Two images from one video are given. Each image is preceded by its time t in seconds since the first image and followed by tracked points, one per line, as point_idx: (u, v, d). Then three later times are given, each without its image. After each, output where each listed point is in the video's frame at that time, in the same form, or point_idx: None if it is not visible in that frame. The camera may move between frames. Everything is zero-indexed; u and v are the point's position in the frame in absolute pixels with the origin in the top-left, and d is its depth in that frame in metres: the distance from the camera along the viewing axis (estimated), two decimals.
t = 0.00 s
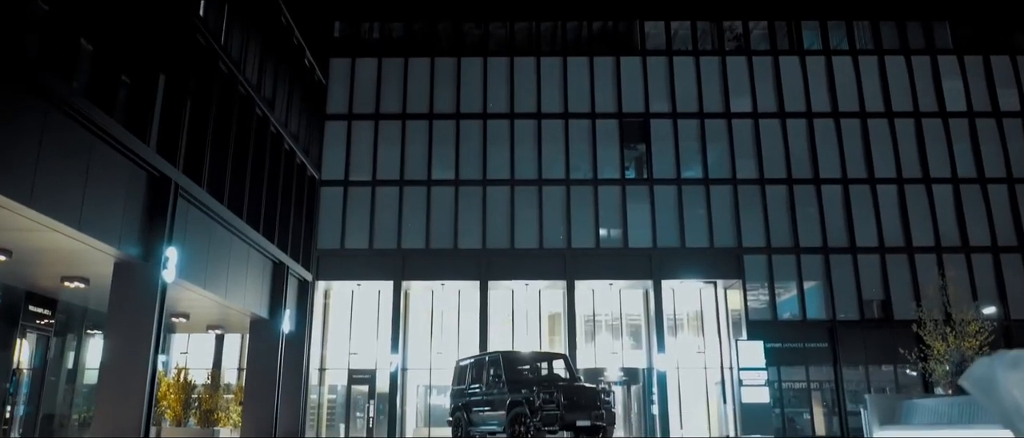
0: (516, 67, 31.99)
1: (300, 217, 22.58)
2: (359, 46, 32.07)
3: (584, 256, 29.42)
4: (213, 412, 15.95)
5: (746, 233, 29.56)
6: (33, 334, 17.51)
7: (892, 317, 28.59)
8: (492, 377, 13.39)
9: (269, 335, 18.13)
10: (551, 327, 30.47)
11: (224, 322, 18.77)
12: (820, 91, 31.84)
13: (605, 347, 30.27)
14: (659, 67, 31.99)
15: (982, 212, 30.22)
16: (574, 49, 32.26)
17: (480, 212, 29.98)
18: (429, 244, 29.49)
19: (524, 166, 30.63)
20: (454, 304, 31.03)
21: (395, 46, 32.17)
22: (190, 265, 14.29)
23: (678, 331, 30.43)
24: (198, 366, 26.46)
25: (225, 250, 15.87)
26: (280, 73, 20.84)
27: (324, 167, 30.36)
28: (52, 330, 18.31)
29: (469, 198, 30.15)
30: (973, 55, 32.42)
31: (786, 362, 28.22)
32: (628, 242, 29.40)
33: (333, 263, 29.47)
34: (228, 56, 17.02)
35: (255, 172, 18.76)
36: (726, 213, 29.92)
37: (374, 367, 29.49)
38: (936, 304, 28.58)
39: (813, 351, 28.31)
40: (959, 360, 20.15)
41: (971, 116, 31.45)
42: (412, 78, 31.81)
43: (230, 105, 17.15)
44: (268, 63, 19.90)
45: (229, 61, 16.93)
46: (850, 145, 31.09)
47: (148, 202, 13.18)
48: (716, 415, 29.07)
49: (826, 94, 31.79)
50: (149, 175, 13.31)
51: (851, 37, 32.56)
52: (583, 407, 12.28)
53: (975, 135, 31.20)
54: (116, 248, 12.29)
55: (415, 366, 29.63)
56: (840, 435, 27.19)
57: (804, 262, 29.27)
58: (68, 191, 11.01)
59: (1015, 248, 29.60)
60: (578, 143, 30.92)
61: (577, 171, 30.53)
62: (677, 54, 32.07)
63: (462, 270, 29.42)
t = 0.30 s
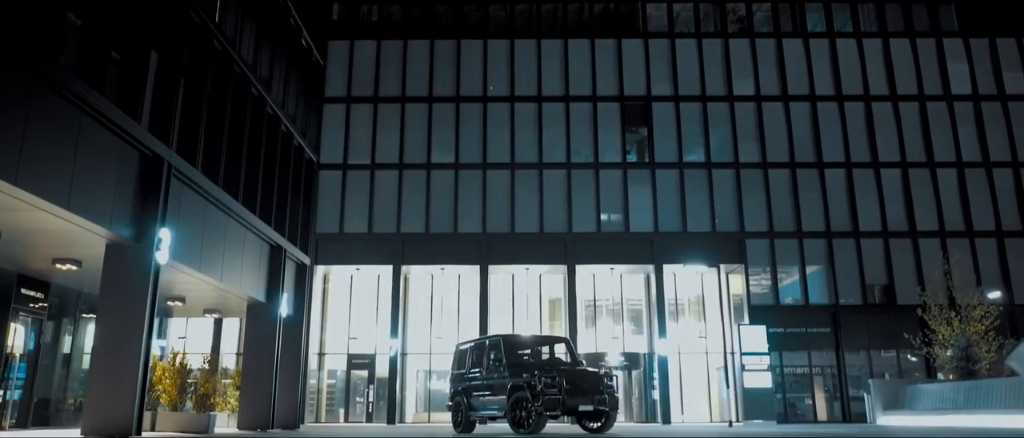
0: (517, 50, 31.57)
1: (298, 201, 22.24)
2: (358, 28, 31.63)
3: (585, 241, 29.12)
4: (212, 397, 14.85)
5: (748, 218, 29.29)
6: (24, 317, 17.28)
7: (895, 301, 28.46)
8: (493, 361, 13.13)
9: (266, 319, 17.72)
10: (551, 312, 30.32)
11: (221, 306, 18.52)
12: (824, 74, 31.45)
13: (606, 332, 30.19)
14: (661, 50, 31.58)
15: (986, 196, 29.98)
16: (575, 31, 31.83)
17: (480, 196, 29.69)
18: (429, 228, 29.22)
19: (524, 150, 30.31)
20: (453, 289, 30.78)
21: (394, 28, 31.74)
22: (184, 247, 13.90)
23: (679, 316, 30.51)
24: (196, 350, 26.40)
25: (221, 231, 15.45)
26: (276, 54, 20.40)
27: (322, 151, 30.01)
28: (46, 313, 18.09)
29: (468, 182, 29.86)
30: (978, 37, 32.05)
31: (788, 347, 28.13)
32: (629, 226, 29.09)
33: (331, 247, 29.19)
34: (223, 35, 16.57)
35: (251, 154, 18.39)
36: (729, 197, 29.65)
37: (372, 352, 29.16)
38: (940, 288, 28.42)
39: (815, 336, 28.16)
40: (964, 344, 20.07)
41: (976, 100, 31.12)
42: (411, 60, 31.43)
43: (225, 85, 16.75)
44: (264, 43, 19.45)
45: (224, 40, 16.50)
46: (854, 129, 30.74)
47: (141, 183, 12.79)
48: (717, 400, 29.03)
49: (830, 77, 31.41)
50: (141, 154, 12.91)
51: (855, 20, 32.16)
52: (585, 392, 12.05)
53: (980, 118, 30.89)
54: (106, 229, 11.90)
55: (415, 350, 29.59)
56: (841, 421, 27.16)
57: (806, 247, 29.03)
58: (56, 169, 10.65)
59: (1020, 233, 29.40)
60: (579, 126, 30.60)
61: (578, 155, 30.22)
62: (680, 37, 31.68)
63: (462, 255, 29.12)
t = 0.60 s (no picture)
0: (517, 30, 31.12)
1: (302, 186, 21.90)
2: (356, 8, 31.12)
3: (586, 223, 28.79)
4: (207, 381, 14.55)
5: (751, 200, 28.99)
6: (14, 298, 16.99)
7: (899, 285, 28.23)
8: (493, 344, 12.88)
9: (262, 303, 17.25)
10: (551, 295, 30.15)
11: (217, 288, 18.15)
12: (829, 55, 31.00)
13: (607, 315, 30.07)
14: (663, 31, 31.13)
15: (991, 179, 29.68)
16: (576, 11, 31.33)
17: (480, 178, 29.37)
18: (429, 211, 28.90)
19: (525, 132, 29.95)
20: (453, 272, 30.47)
21: (393, 8, 31.25)
22: (177, 227, 13.46)
23: (681, 300, 30.35)
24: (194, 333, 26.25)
25: (214, 211, 15.00)
26: (271, 33, 19.32)
27: (320, 133, 29.65)
28: (37, 295, 17.80)
29: (468, 164, 29.54)
30: (985, 18, 31.60)
31: (792, 331, 27.95)
32: (631, 209, 28.77)
33: (330, 230, 28.89)
34: (216, 9, 15.53)
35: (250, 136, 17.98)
36: (731, 179, 29.34)
37: (372, 336, 29.17)
38: (944, 272, 28.20)
39: (818, 320, 27.94)
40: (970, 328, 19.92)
41: (982, 81, 30.72)
42: (410, 41, 30.99)
43: (220, 63, 15.69)
44: (260, 20, 18.34)
45: (217, 14, 15.46)
46: (859, 111, 30.37)
47: (130, 160, 12.24)
48: (719, 385, 28.86)
49: (835, 58, 30.96)
50: (131, 130, 12.37)
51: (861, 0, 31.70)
52: (589, 375, 11.83)
53: (986, 100, 30.51)
54: (96, 209, 11.43)
55: (415, 334, 29.45)
56: (844, 404, 27.20)
57: (810, 230, 28.76)
58: (41, 142, 10.11)
59: None
60: (580, 108, 30.23)
61: (579, 137, 29.88)
62: (682, 17, 31.20)
63: (462, 237, 28.80)
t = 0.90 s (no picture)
0: (518, 14, 30.72)
1: (302, 172, 21.57)
2: None
3: (588, 209, 28.52)
4: (202, 367, 14.37)
5: (753, 186, 28.73)
6: (7, 283, 16.79)
7: (902, 271, 28.01)
8: (494, 329, 12.64)
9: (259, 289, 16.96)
10: (552, 282, 29.92)
11: (214, 273, 17.91)
12: (833, 39, 30.62)
13: (608, 301, 29.85)
14: (665, 14, 30.74)
15: (996, 164, 29.42)
16: None
17: (480, 163, 29.08)
18: (428, 196, 28.63)
19: (526, 117, 29.62)
20: (453, 258, 30.21)
21: None
22: (170, 211, 13.11)
23: (683, 286, 29.91)
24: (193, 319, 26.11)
25: (209, 194, 14.65)
26: (268, 15, 18.81)
27: (319, 117, 29.35)
28: (30, 280, 17.59)
29: (468, 149, 29.24)
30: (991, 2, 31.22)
31: (794, 318, 27.75)
32: (632, 195, 28.50)
33: (328, 216, 28.65)
34: None
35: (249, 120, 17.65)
36: (733, 163, 29.07)
37: (371, 322, 28.96)
38: (948, 258, 28.00)
39: (820, 306, 27.80)
40: (977, 314, 19.73)
41: (987, 66, 30.38)
42: (409, 24, 30.60)
43: (215, 43, 15.21)
44: None
45: None
46: (863, 95, 30.01)
47: (121, 142, 11.91)
48: (721, 373, 28.72)
49: (839, 42, 30.57)
50: (122, 110, 12.01)
51: None
52: (592, 361, 11.62)
53: (991, 85, 30.19)
54: (87, 191, 11.12)
55: (414, 320, 29.23)
56: (846, 391, 27.05)
57: (813, 216, 28.53)
58: (28, 121, 9.76)
59: None
60: (582, 92, 29.87)
61: (580, 121, 29.57)
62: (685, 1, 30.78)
63: (462, 223, 28.55)
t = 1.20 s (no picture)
0: None
1: (300, 158, 21.22)
2: None
3: (588, 196, 28.23)
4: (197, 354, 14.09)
5: (756, 173, 28.44)
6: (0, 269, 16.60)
7: (905, 258, 27.81)
8: (494, 316, 12.39)
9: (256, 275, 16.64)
10: (552, 270, 29.70)
11: (210, 260, 17.65)
12: (837, 24, 30.21)
13: (609, 288, 29.67)
14: None
15: (1001, 151, 29.13)
16: None
17: (480, 149, 28.79)
18: (428, 183, 28.34)
19: (526, 102, 29.29)
20: (452, 245, 29.95)
21: None
22: (163, 194, 12.66)
23: (685, 273, 29.68)
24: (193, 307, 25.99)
25: (204, 177, 14.17)
26: None
27: (317, 103, 29.02)
28: (23, 266, 17.38)
29: (468, 135, 28.93)
30: None
31: (795, 305, 27.60)
32: (634, 181, 28.25)
33: (327, 202, 28.38)
34: None
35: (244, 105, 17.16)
36: (735, 149, 28.78)
37: (370, 309, 28.85)
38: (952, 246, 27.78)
39: (823, 294, 27.65)
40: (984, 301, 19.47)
41: (993, 51, 30.03)
42: (408, 9, 30.21)
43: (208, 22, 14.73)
44: None
45: None
46: (867, 81, 29.66)
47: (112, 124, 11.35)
48: (722, 360, 28.71)
49: (843, 27, 30.19)
50: (113, 91, 11.45)
51: None
52: (595, 348, 11.37)
53: (997, 70, 29.84)
54: (77, 175, 10.61)
55: (414, 308, 29.03)
56: (848, 379, 26.91)
57: (816, 203, 28.27)
58: (13, 101, 9.21)
59: None
60: (583, 78, 29.50)
61: (581, 108, 29.23)
62: None
63: (462, 210, 28.28)
